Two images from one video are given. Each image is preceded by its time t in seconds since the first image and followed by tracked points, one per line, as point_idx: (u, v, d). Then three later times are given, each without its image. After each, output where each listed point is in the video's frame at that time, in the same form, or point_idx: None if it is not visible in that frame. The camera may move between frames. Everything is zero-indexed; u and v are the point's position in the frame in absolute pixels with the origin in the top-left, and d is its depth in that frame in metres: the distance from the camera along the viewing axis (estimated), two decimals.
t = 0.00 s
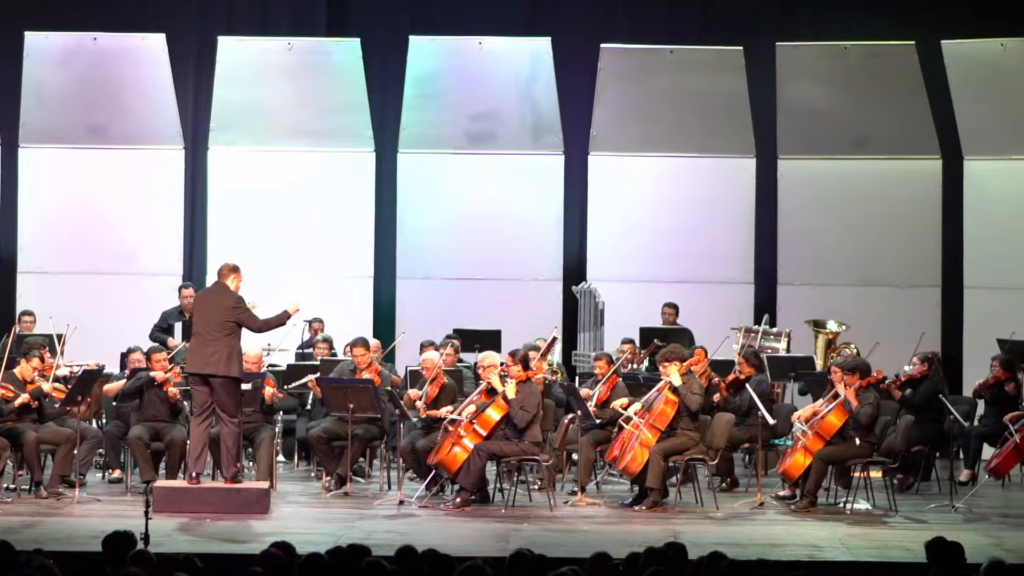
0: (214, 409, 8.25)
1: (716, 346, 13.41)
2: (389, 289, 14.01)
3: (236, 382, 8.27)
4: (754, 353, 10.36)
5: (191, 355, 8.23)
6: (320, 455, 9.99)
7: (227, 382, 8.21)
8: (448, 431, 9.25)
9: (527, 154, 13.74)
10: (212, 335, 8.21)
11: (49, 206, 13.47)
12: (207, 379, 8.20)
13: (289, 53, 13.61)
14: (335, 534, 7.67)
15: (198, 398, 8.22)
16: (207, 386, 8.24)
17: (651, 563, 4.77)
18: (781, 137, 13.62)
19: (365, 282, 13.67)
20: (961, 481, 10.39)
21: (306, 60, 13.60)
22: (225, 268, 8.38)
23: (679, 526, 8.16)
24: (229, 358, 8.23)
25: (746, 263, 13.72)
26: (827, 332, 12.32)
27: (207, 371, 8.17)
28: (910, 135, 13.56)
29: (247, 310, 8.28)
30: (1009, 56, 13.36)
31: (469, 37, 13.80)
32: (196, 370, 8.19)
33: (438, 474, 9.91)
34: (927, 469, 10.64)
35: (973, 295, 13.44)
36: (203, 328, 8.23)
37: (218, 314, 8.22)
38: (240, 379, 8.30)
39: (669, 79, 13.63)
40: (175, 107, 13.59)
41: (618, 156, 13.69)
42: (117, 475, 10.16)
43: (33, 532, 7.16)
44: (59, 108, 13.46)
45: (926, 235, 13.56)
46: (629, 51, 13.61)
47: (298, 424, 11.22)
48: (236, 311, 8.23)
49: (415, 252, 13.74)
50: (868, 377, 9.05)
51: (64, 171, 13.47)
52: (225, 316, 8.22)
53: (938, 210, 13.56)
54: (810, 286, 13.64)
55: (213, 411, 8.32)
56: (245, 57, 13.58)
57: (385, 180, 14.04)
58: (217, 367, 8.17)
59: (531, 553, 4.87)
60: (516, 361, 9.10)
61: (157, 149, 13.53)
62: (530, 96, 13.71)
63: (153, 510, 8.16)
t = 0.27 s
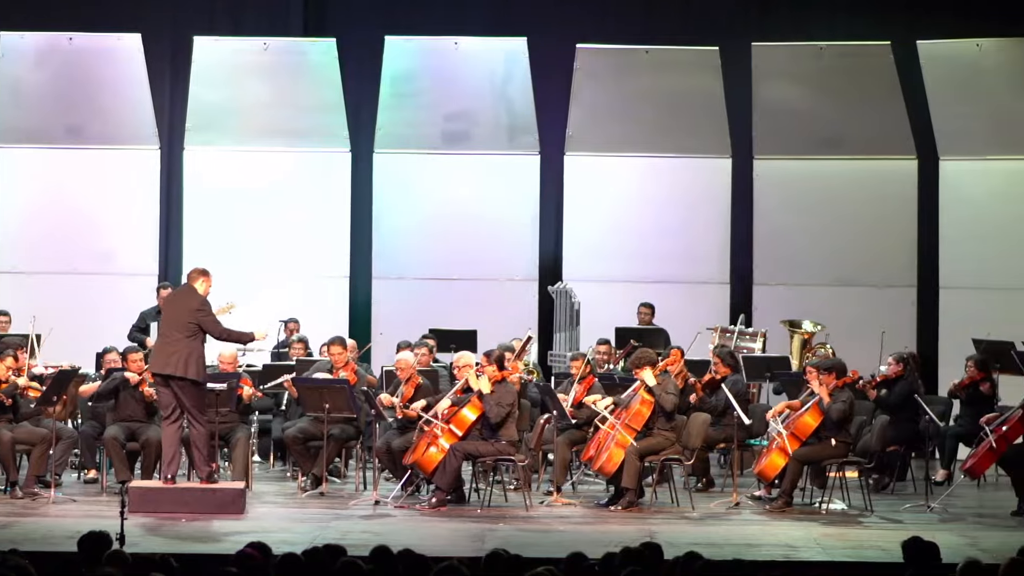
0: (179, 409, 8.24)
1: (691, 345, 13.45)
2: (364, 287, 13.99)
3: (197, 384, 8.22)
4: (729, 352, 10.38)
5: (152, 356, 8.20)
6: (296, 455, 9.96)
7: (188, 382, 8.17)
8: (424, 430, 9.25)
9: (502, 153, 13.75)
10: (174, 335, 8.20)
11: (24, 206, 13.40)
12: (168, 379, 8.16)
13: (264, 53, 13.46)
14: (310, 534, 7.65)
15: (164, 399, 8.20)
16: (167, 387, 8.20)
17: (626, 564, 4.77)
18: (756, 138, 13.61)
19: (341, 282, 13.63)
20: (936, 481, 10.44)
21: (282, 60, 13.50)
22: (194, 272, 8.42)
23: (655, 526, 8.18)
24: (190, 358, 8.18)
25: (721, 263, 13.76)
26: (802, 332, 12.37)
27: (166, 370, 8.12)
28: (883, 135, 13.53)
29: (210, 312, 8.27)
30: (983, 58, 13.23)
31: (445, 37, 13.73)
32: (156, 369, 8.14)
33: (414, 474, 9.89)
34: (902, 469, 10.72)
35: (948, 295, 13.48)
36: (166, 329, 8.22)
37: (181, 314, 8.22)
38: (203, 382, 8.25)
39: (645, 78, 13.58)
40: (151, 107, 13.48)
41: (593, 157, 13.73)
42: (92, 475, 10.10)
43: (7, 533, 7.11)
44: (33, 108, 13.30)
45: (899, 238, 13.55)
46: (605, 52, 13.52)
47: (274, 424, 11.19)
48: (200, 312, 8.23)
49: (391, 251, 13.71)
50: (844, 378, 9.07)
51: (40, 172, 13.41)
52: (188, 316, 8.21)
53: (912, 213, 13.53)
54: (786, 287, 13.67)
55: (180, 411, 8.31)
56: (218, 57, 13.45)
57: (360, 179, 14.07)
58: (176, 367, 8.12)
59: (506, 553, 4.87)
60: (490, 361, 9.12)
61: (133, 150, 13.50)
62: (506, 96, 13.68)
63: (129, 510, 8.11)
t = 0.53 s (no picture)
0: (154, 410, 8.21)
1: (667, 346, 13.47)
2: (340, 289, 13.97)
3: (173, 384, 8.19)
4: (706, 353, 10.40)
5: (126, 357, 8.14)
6: (273, 455, 9.93)
7: (164, 382, 8.13)
8: (400, 431, 9.23)
9: (478, 153, 13.73)
10: (148, 336, 8.14)
11: None
12: (144, 380, 8.12)
13: (241, 54, 13.50)
14: (286, 534, 7.62)
15: (139, 401, 8.16)
16: (144, 388, 8.16)
17: (602, 564, 4.77)
18: (731, 138, 13.60)
19: (317, 282, 13.58)
20: (912, 481, 10.49)
21: (258, 59, 13.50)
22: (163, 273, 8.35)
23: (631, 526, 8.19)
24: (165, 359, 8.14)
25: (697, 263, 13.79)
26: (778, 332, 12.42)
27: (142, 372, 8.08)
28: (858, 134, 13.54)
29: (184, 312, 8.22)
30: (959, 58, 13.37)
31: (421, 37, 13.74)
32: (131, 371, 8.10)
33: (390, 474, 9.87)
34: (878, 469, 10.78)
35: (924, 296, 13.42)
36: (139, 330, 8.16)
37: (154, 315, 8.16)
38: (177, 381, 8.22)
39: (620, 78, 13.62)
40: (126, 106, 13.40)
41: (570, 157, 13.73)
42: (68, 476, 10.04)
43: None
44: (8, 108, 13.23)
45: (875, 238, 13.57)
46: (581, 53, 13.58)
47: (250, 424, 11.15)
48: (173, 313, 8.18)
49: (367, 250, 13.69)
50: (819, 378, 9.07)
51: (14, 171, 13.33)
52: (162, 316, 8.16)
53: (890, 213, 13.58)
54: (758, 286, 13.60)
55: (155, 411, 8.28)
56: (196, 57, 13.44)
57: (336, 179, 14.02)
58: (151, 368, 8.08)
59: (482, 553, 4.87)
60: (465, 361, 9.10)
61: (109, 149, 13.42)
62: (482, 96, 13.69)
63: (104, 510, 8.07)
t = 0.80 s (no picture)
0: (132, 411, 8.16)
1: (643, 346, 13.48)
2: (318, 288, 13.92)
3: (156, 386, 8.17)
4: (683, 352, 10.42)
5: (109, 361, 8.07)
6: (249, 455, 9.89)
7: (148, 385, 8.10)
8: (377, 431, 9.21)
9: (455, 154, 13.72)
10: (131, 339, 8.09)
11: None
12: (128, 384, 8.07)
13: (218, 54, 13.44)
14: (262, 534, 7.60)
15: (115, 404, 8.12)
16: (126, 391, 8.12)
17: (578, 564, 4.76)
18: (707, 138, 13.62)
19: (294, 282, 13.54)
20: (888, 481, 10.55)
21: (234, 59, 13.43)
22: (141, 275, 8.29)
23: (607, 526, 8.20)
24: (149, 362, 8.10)
25: (674, 263, 13.80)
26: (754, 332, 12.45)
27: (128, 375, 8.04)
28: (834, 135, 13.57)
29: (166, 314, 8.21)
30: (935, 59, 13.41)
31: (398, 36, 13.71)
32: (115, 375, 8.04)
33: (367, 474, 9.85)
34: (855, 469, 10.85)
35: (900, 295, 13.43)
36: (122, 333, 8.10)
37: (137, 318, 8.11)
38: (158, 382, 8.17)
39: (596, 78, 13.63)
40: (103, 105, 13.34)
41: (547, 157, 13.73)
42: (45, 476, 9.98)
43: None
44: None
45: (851, 238, 13.60)
46: (559, 53, 13.61)
47: (227, 424, 11.11)
48: (157, 315, 8.15)
49: (344, 250, 13.66)
50: (795, 378, 9.12)
51: None
52: (144, 320, 8.11)
53: (867, 213, 13.59)
54: (737, 286, 13.63)
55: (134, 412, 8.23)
56: (173, 57, 13.42)
57: (314, 179, 13.97)
58: (137, 371, 8.04)
59: (459, 554, 4.86)
60: (441, 360, 9.06)
61: (85, 148, 13.33)
62: (459, 96, 13.65)
63: (81, 510, 8.03)
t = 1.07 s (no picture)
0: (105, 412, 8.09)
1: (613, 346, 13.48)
2: (286, 287, 14.03)
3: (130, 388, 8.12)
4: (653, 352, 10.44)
5: (86, 361, 7.99)
6: (218, 456, 9.81)
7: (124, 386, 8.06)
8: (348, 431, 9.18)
9: (424, 154, 13.66)
10: (109, 340, 8.04)
11: None
12: (105, 385, 8.01)
13: (188, 54, 13.55)
14: (232, 534, 7.56)
15: (90, 404, 8.02)
16: (101, 392, 8.05)
17: (549, 563, 4.76)
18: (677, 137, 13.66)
19: (263, 282, 13.48)
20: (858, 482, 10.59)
21: (203, 59, 13.54)
22: (117, 275, 8.24)
23: (577, 526, 8.21)
24: (126, 363, 8.06)
25: (643, 264, 13.73)
26: (724, 332, 12.50)
27: (105, 376, 7.97)
28: (804, 137, 13.60)
29: (143, 316, 8.19)
30: (905, 58, 13.58)
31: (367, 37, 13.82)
32: (93, 376, 7.96)
33: (337, 474, 9.81)
34: (824, 469, 10.90)
35: (872, 295, 13.29)
36: (100, 334, 8.04)
37: (115, 319, 8.07)
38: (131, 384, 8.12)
39: (566, 79, 13.72)
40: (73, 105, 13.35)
41: (518, 156, 13.68)
42: (14, 476, 9.88)
43: None
44: None
45: (822, 235, 13.56)
46: (527, 54, 13.77)
47: (196, 425, 11.04)
48: (135, 317, 8.13)
49: (313, 250, 13.61)
50: (765, 377, 9.14)
51: None
52: (122, 320, 8.09)
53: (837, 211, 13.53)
54: (706, 286, 13.59)
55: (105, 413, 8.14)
56: (144, 58, 13.48)
57: (282, 177, 14.04)
58: (115, 372, 7.98)
59: (429, 553, 4.85)
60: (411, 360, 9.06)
61: (55, 148, 13.23)
62: (429, 97, 13.72)
63: (50, 511, 7.97)
